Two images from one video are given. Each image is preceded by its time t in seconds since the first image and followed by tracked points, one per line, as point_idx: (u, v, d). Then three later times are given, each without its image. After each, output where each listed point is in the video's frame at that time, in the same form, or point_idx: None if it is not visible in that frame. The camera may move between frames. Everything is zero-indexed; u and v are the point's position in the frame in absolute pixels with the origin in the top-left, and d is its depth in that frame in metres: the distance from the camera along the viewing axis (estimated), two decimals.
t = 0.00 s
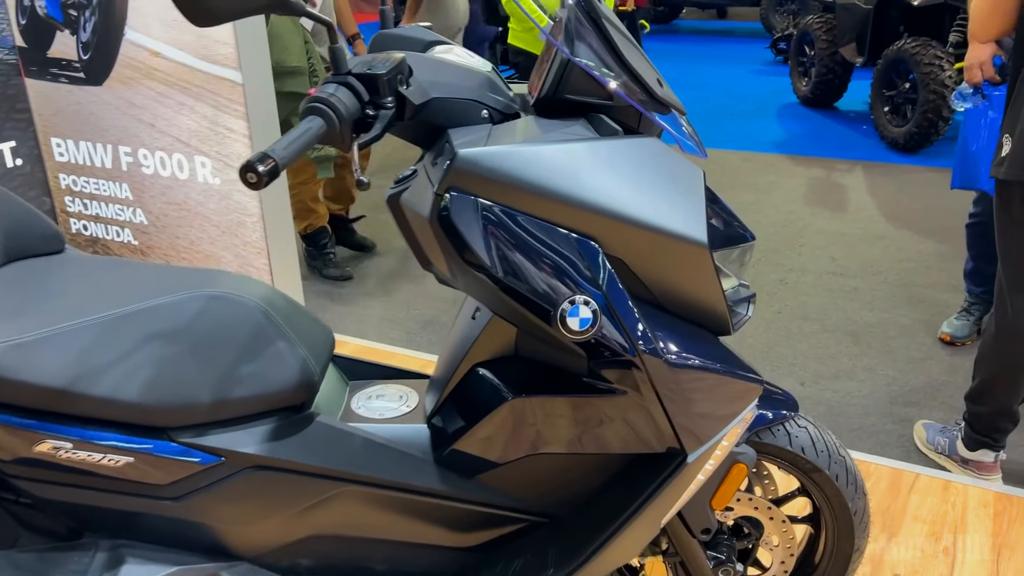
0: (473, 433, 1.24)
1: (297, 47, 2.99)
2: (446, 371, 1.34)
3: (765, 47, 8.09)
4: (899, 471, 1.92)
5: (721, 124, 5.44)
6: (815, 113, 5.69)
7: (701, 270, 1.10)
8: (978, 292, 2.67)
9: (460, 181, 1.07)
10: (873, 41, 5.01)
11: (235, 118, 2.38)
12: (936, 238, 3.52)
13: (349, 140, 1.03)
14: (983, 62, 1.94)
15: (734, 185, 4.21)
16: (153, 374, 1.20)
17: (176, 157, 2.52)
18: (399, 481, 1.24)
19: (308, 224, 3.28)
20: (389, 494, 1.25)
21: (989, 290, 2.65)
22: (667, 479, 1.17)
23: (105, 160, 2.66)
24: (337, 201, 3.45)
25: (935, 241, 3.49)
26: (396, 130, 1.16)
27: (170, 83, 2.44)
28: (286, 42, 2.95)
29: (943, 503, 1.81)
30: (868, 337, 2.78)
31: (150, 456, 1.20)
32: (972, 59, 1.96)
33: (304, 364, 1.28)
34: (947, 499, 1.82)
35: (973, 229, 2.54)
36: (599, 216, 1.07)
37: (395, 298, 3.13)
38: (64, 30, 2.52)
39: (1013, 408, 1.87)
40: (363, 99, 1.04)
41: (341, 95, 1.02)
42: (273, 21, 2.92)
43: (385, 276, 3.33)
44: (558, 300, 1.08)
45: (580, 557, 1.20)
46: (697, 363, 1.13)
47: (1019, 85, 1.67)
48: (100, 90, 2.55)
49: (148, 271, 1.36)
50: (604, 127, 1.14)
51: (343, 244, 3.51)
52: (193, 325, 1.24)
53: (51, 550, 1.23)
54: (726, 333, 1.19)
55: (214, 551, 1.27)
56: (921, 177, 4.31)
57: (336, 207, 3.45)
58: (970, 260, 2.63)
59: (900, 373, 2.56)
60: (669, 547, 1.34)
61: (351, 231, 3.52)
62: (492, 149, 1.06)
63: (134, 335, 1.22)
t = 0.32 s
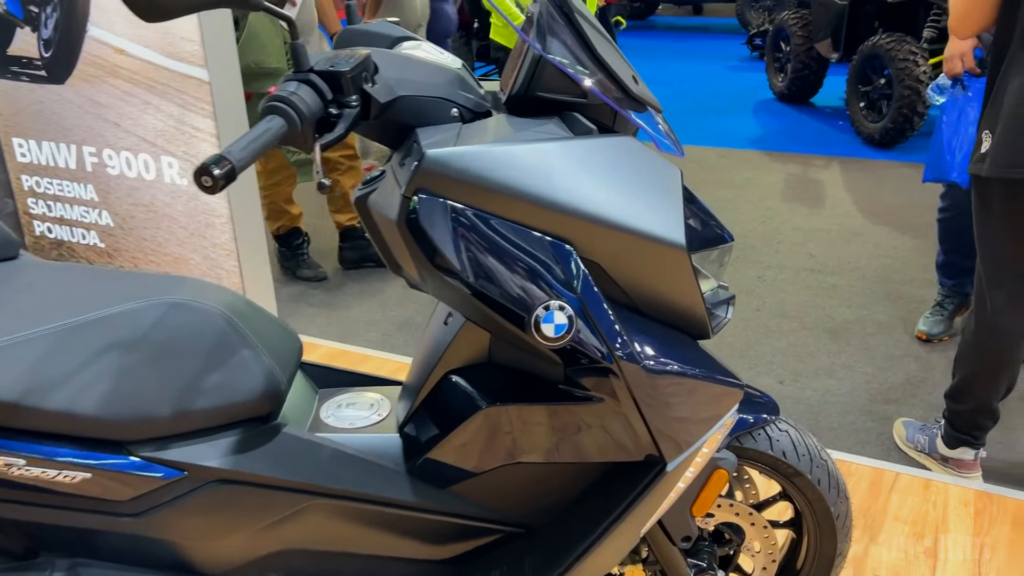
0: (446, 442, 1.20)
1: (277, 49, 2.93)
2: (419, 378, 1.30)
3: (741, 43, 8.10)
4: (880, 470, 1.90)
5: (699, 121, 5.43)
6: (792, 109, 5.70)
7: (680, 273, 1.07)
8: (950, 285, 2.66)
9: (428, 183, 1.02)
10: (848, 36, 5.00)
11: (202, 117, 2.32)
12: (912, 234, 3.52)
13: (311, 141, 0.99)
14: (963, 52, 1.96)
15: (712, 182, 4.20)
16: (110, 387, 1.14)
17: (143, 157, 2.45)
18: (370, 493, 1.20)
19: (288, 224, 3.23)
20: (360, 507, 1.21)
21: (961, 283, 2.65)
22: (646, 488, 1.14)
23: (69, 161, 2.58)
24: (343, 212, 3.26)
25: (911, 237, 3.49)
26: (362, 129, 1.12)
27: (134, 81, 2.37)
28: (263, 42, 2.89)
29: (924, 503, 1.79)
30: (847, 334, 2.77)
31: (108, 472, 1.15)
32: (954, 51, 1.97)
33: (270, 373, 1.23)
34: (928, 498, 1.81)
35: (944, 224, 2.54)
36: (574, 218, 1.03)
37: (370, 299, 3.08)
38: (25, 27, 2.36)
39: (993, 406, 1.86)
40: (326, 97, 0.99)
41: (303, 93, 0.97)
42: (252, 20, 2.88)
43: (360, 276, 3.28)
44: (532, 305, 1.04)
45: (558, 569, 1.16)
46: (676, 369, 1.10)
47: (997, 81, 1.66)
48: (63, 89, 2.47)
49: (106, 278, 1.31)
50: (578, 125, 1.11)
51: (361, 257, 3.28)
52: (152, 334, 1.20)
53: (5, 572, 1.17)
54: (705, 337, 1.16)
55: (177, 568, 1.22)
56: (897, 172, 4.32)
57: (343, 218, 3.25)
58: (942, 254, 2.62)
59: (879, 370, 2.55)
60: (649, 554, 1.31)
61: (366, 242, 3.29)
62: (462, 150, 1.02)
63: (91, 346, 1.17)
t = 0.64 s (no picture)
0: (423, 450, 1.17)
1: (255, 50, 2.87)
2: (394, 384, 1.26)
3: (719, 39, 8.10)
4: (862, 469, 1.89)
5: (678, 117, 5.42)
6: (770, 105, 5.71)
7: (661, 276, 1.04)
8: (917, 280, 2.66)
9: (400, 184, 0.99)
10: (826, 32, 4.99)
11: (172, 116, 2.27)
12: (891, 230, 3.53)
13: (278, 141, 0.95)
14: (941, 45, 2.03)
15: (691, 178, 4.19)
16: (72, 398, 1.10)
17: (112, 156, 2.38)
18: (344, 503, 1.17)
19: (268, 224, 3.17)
20: (334, 518, 1.17)
21: (927, 278, 2.64)
22: (628, 495, 1.11)
23: (35, 161, 2.50)
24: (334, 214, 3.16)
25: (890, 233, 3.49)
26: (332, 128, 1.08)
27: (102, 79, 2.30)
28: (244, 43, 2.83)
29: (907, 501, 1.78)
30: (827, 331, 2.76)
31: (71, 486, 1.11)
32: (932, 44, 2.03)
33: (239, 380, 1.19)
34: (910, 496, 1.80)
35: (917, 219, 2.52)
36: (552, 220, 1.00)
37: (348, 298, 3.04)
38: None
39: (975, 403, 1.85)
40: (293, 96, 0.95)
41: (269, 91, 0.93)
42: (233, 19, 2.82)
43: (337, 276, 3.23)
44: (509, 310, 1.01)
45: None
46: (657, 373, 1.08)
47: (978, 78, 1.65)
48: (28, 87, 2.39)
49: (70, 283, 1.26)
50: (556, 124, 1.07)
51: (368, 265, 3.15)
52: (113, 344, 1.15)
53: None
54: (687, 340, 1.13)
55: None
56: (875, 168, 4.33)
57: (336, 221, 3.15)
58: (912, 248, 2.61)
59: (860, 367, 2.55)
60: (632, 561, 1.28)
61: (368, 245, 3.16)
62: (435, 150, 0.99)
63: (52, 355, 1.12)
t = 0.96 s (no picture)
0: (399, 457, 1.14)
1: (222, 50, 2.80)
2: (368, 390, 1.23)
3: (695, 34, 8.12)
4: (843, 465, 1.88)
5: (655, 113, 5.41)
6: (746, 100, 5.72)
7: (641, 277, 1.02)
8: (874, 279, 2.66)
9: (371, 184, 0.95)
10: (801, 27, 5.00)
11: (140, 114, 2.21)
12: (867, 224, 3.54)
13: (242, 141, 0.91)
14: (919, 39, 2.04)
15: (669, 174, 4.18)
16: (33, 408, 1.06)
17: (78, 155, 2.32)
18: (319, 513, 1.13)
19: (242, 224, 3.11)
20: (308, 528, 1.13)
21: (886, 278, 2.65)
22: (610, 500, 1.09)
23: None
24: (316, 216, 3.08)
25: (866, 228, 3.51)
26: (300, 127, 1.04)
27: (67, 76, 2.24)
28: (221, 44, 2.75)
29: (888, 498, 1.78)
30: (806, 327, 2.76)
31: (31, 499, 1.06)
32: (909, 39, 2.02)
33: (208, 388, 1.16)
34: (891, 493, 1.79)
35: (884, 213, 2.51)
36: (529, 221, 0.97)
37: (323, 298, 2.99)
38: None
39: (954, 399, 1.85)
40: (259, 93, 0.92)
41: (233, 88, 0.90)
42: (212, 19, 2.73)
43: (312, 275, 3.19)
44: (486, 314, 0.98)
45: None
46: (638, 376, 1.05)
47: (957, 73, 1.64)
48: None
49: (30, 287, 1.22)
50: (532, 122, 1.04)
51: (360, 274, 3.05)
52: (75, 351, 1.10)
53: None
54: (668, 342, 1.11)
55: None
56: (851, 163, 4.35)
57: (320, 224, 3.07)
58: (875, 244, 2.60)
59: (838, 363, 2.55)
60: (613, 563, 1.25)
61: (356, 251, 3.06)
62: (408, 150, 0.96)
63: (11, 363, 1.08)
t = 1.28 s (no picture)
0: (381, 463, 1.11)
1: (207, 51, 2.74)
2: (348, 394, 1.20)
3: (673, 30, 8.12)
4: (828, 462, 1.87)
5: (634, 109, 5.41)
6: (725, 95, 5.73)
7: (628, 277, 1.00)
8: (840, 278, 2.66)
9: (349, 184, 0.92)
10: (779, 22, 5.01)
11: (112, 112, 2.16)
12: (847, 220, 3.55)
13: (214, 139, 0.88)
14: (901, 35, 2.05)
15: (649, 170, 4.17)
16: None
17: (48, 155, 2.25)
18: (298, 522, 1.10)
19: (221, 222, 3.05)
20: (288, 538, 1.10)
21: (850, 280, 2.65)
22: (598, 504, 1.07)
23: None
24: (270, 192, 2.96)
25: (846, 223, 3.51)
26: (275, 124, 1.01)
27: (36, 73, 2.18)
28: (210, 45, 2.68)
29: (873, 495, 1.77)
30: (788, 322, 2.76)
31: None
32: (893, 34, 2.04)
33: (182, 394, 1.12)
34: (876, 490, 1.78)
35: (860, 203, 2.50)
36: (513, 221, 0.95)
37: (301, 298, 2.95)
38: None
39: (938, 394, 1.85)
40: (230, 90, 0.88)
41: (205, 85, 0.86)
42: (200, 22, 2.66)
43: (290, 275, 3.14)
44: (469, 316, 0.96)
45: None
46: (624, 378, 1.03)
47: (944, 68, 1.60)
48: None
49: None
50: (515, 118, 1.01)
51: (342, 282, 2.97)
52: (43, 358, 1.06)
53: None
54: (654, 342, 1.09)
55: None
56: (830, 157, 4.36)
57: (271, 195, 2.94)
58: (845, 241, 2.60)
59: (820, 359, 2.55)
60: (599, 566, 1.23)
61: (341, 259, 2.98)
62: (386, 148, 0.93)
63: None
